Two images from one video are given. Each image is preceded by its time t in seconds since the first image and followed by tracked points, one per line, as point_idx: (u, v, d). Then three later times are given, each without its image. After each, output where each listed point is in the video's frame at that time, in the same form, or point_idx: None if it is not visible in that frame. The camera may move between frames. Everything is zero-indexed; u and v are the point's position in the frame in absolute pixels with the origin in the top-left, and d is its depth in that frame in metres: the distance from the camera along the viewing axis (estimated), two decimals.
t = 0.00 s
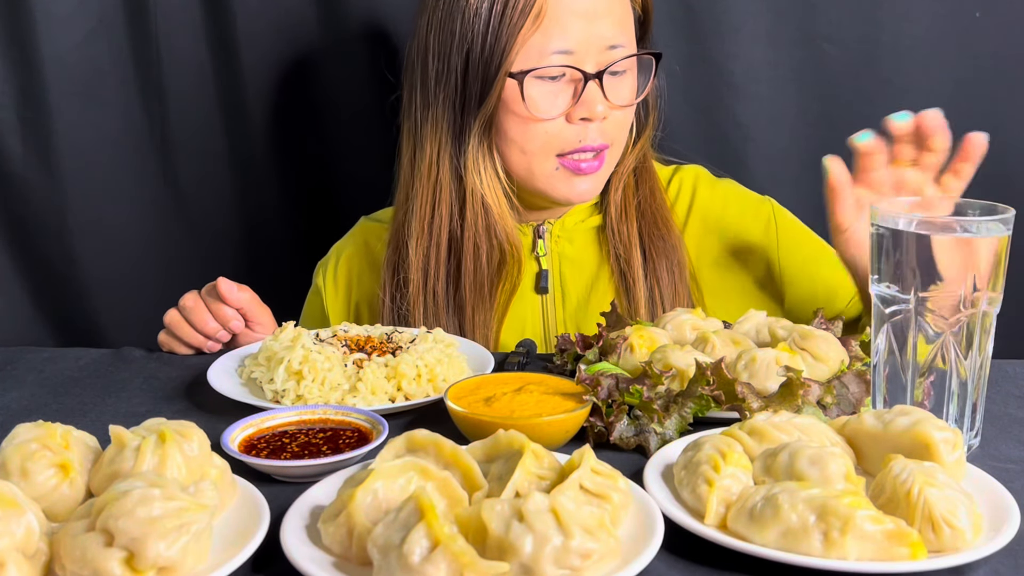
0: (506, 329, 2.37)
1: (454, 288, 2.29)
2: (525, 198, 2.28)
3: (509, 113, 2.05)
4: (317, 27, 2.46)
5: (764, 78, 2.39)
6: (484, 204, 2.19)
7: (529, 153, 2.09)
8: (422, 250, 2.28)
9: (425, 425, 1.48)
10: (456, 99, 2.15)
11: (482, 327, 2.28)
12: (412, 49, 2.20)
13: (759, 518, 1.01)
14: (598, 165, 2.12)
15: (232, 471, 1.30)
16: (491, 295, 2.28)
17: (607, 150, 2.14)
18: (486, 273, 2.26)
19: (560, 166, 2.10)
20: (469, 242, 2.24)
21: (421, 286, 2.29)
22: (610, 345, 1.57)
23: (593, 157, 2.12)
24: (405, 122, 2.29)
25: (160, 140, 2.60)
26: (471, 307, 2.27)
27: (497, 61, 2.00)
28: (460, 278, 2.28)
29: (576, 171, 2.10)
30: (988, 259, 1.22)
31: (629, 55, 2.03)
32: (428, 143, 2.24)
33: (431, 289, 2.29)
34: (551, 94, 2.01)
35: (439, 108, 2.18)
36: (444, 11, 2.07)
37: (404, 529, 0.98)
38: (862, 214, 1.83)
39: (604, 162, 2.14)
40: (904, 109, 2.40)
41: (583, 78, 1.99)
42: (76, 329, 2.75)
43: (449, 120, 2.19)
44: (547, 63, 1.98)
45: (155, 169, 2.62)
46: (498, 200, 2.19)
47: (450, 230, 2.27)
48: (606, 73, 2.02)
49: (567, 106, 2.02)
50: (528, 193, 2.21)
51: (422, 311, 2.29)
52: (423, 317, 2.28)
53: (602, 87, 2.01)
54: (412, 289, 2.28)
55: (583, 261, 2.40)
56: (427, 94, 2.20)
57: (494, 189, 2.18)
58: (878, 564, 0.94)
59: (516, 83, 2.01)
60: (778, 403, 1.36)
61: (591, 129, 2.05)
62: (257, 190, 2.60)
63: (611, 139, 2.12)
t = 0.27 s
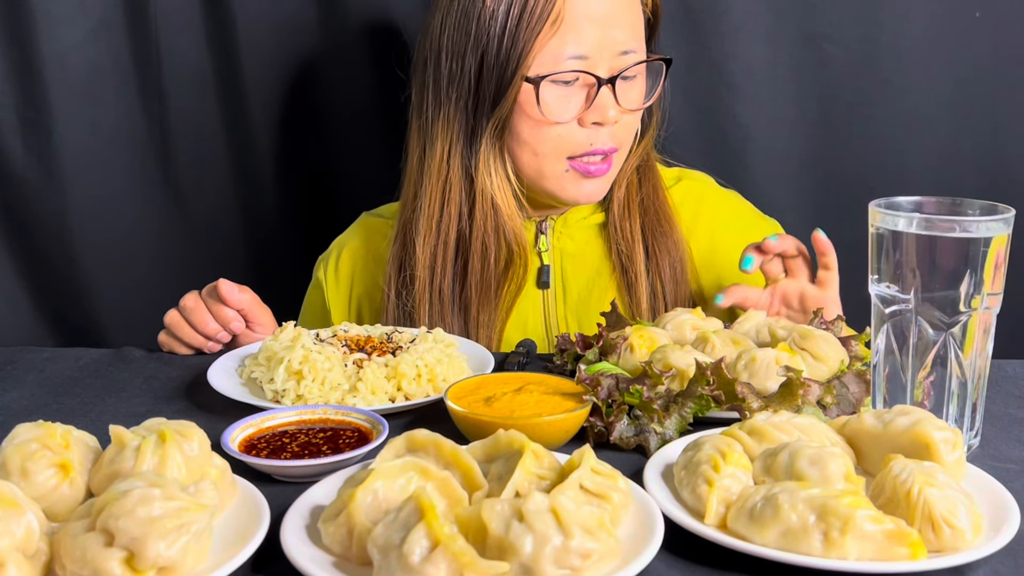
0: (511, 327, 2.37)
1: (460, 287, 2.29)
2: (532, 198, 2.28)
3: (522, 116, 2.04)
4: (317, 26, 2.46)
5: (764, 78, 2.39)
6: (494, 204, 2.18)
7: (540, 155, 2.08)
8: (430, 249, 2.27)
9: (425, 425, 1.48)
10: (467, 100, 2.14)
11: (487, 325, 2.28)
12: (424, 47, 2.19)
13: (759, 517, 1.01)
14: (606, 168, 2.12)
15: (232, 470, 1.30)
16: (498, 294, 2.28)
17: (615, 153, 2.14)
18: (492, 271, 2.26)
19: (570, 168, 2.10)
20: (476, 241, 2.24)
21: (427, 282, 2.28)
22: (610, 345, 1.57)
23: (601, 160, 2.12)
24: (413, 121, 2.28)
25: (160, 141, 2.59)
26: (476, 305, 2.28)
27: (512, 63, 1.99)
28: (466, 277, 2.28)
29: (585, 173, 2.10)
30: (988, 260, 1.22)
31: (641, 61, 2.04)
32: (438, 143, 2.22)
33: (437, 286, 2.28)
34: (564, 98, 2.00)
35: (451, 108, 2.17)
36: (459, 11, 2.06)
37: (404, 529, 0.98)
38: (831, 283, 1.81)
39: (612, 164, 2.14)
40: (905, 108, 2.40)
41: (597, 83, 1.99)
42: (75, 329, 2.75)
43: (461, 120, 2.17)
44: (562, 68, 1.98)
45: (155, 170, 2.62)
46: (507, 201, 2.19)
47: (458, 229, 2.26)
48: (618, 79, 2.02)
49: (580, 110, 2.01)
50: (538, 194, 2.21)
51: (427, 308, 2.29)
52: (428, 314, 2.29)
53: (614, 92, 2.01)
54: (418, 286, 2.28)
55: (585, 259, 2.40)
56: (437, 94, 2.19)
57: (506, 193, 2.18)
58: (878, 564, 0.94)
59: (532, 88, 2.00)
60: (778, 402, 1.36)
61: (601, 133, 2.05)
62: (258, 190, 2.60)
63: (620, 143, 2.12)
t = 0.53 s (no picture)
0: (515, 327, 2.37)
1: (466, 287, 2.29)
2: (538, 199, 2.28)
3: (531, 121, 2.04)
4: (317, 26, 2.46)
5: (764, 78, 2.39)
6: (501, 206, 2.17)
7: (548, 159, 2.08)
8: (436, 249, 2.27)
9: (425, 425, 1.48)
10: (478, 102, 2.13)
11: (492, 327, 2.27)
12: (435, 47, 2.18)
13: (759, 517, 1.01)
14: (611, 173, 2.13)
15: (232, 470, 1.30)
16: (504, 295, 2.27)
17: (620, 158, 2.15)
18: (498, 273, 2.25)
19: (576, 173, 2.10)
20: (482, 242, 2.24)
21: (434, 282, 2.27)
22: (610, 345, 1.57)
23: (607, 165, 2.12)
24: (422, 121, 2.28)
25: (160, 141, 2.60)
26: (481, 306, 2.27)
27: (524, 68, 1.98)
28: (472, 278, 2.27)
29: (591, 178, 2.10)
30: (988, 260, 1.22)
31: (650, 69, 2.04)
32: (447, 145, 2.22)
33: (443, 287, 2.28)
34: (574, 104, 2.00)
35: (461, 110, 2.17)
36: (472, 13, 2.05)
37: (404, 529, 0.98)
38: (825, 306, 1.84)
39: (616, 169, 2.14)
40: (904, 108, 2.40)
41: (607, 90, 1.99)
42: (76, 329, 2.75)
43: (470, 121, 2.17)
44: (573, 75, 1.98)
45: (156, 170, 2.62)
46: (515, 204, 2.18)
47: (465, 229, 2.26)
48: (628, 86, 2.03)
49: (588, 117, 2.02)
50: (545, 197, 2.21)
51: (432, 309, 2.28)
52: (433, 314, 2.27)
53: (624, 100, 2.01)
54: (424, 285, 2.27)
55: (588, 259, 2.39)
56: (447, 95, 2.19)
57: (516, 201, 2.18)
58: (878, 564, 0.94)
59: (544, 95, 2.00)
60: (778, 402, 1.36)
61: (609, 138, 2.05)
62: (259, 191, 2.60)
63: (626, 149, 2.13)
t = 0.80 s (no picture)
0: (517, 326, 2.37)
1: (468, 286, 2.28)
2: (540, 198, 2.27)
3: (528, 116, 2.05)
4: (317, 26, 2.46)
5: (764, 78, 2.39)
6: (502, 203, 2.17)
7: (545, 155, 2.08)
8: (439, 246, 2.27)
9: (425, 425, 1.48)
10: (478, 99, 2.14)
11: (496, 325, 2.27)
12: (435, 44, 2.19)
13: (759, 517, 1.01)
14: (609, 171, 2.13)
15: (232, 470, 1.30)
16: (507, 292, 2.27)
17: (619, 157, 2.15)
18: (501, 271, 2.24)
19: (574, 169, 2.10)
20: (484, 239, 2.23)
21: (436, 281, 2.27)
22: (610, 345, 1.57)
23: (605, 162, 2.12)
24: (423, 118, 2.28)
25: (160, 141, 2.59)
26: (485, 305, 2.27)
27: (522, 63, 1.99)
28: (474, 277, 2.27)
29: (588, 174, 2.11)
30: (988, 260, 1.22)
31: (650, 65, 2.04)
32: (449, 141, 2.22)
33: (446, 284, 2.27)
34: (571, 99, 2.01)
35: (462, 107, 2.17)
36: (472, 10, 2.06)
37: (404, 529, 0.98)
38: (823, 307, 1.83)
39: (615, 167, 2.15)
40: (904, 108, 2.40)
41: (605, 87, 2.00)
42: (76, 329, 2.75)
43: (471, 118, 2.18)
44: (571, 69, 1.98)
45: (156, 170, 2.62)
46: (516, 201, 2.18)
47: (467, 227, 2.25)
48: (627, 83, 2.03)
49: (586, 112, 2.02)
50: (546, 195, 2.21)
51: (435, 307, 2.28)
52: (436, 312, 2.28)
53: (622, 95, 2.01)
54: (427, 284, 2.27)
55: (588, 261, 2.39)
56: (447, 92, 2.19)
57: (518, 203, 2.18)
58: (878, 564, 0.94)
59: (541, 88, 2.00)
60: (778, 402, 1.36)
61: (607, 136, 2.06)
62: (259, 190, 2.60)
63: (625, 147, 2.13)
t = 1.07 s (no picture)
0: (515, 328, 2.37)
1: (468, 286, 2.28)
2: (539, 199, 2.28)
3: (527, 118, 2.04)
4: (317, 27, 2.46)
5: (764, 78, 2.39)
6: (501, 204, 2.17)
7: (544, 157, 2.08)
8: (438, 246, 2.26)
9: (425, 425, 1.48)
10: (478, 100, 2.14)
11: (496, 325, 2.27)
12: (434, 45, 2.19)
13: (759, 517, 1.01)
14: (608, 173, 2.13)
15: (232, 470, 1.30)
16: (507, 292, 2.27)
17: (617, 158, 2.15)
18: (500, 271, 2.24)
19: (574, 170, 2.10)
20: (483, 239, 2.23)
21: (435, 281, 2.27)
22: (610, 345, 1.57)
23: (604, 163, 2.13)
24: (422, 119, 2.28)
25: (160, 141, 2.59)
26: (484, 305, 2.26)
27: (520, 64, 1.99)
28: (474, 277, 2.27)
29: (589, 175, 2.11)
30: (989, 260, 1.22)
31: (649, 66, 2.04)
32: (447, 142, 2.22)
33: (445, 285, 2.27)
34: (570, 101, 2.00)
35: (461, 108, 2.18)
36: (470, 11, 2.06)
37: (404, 529, 0.98)
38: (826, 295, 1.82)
39: (614, 169, 2.15)
40: (904, 108, 2.40)
41: (603, 88, 2.00)
42: (76, 329, 2.75)
43: (470, 119, 2.17)
44: (569, 71, 1.98)
45: (156, 170, 2.62)
46: (514, 202, 2.18)
47: (466, 227, 2.25)
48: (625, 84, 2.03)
49: (584, 114, 2.02)
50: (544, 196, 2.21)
51: (434, 307, 2.28)
52: (435, 313, 2.27)
53: (620, 97, 2.01)
54: (426, 284, 2.27)
55: (587, 261, 2.40)
56: (446, 93, 2.19)
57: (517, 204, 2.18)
58: (878, 564, 0.94)
59: (539, 91, 2.00)
60: (778, 402, 1.36)
61: (606, 137, 2.06)
62: (259, 191, 2.60)
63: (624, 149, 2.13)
